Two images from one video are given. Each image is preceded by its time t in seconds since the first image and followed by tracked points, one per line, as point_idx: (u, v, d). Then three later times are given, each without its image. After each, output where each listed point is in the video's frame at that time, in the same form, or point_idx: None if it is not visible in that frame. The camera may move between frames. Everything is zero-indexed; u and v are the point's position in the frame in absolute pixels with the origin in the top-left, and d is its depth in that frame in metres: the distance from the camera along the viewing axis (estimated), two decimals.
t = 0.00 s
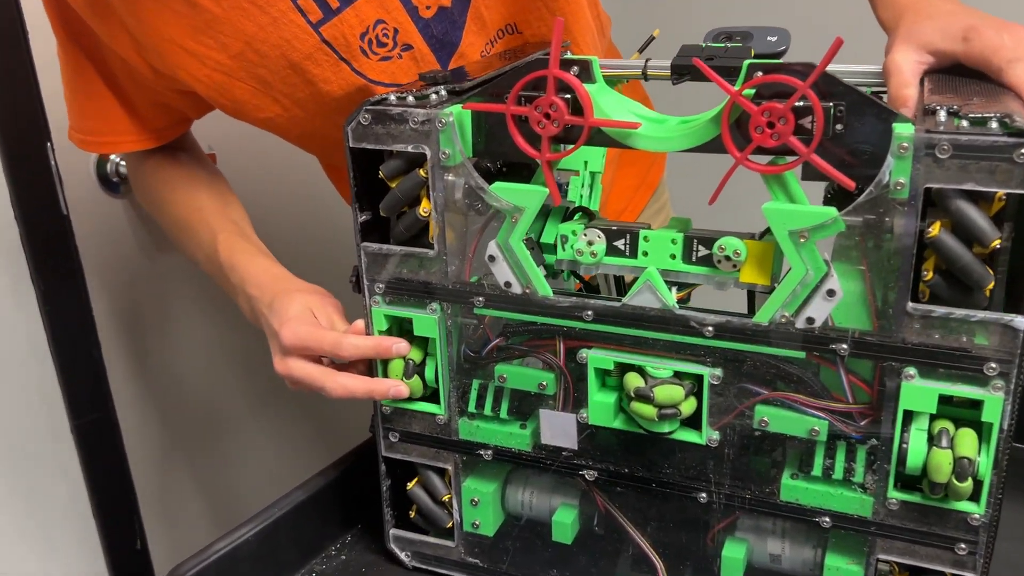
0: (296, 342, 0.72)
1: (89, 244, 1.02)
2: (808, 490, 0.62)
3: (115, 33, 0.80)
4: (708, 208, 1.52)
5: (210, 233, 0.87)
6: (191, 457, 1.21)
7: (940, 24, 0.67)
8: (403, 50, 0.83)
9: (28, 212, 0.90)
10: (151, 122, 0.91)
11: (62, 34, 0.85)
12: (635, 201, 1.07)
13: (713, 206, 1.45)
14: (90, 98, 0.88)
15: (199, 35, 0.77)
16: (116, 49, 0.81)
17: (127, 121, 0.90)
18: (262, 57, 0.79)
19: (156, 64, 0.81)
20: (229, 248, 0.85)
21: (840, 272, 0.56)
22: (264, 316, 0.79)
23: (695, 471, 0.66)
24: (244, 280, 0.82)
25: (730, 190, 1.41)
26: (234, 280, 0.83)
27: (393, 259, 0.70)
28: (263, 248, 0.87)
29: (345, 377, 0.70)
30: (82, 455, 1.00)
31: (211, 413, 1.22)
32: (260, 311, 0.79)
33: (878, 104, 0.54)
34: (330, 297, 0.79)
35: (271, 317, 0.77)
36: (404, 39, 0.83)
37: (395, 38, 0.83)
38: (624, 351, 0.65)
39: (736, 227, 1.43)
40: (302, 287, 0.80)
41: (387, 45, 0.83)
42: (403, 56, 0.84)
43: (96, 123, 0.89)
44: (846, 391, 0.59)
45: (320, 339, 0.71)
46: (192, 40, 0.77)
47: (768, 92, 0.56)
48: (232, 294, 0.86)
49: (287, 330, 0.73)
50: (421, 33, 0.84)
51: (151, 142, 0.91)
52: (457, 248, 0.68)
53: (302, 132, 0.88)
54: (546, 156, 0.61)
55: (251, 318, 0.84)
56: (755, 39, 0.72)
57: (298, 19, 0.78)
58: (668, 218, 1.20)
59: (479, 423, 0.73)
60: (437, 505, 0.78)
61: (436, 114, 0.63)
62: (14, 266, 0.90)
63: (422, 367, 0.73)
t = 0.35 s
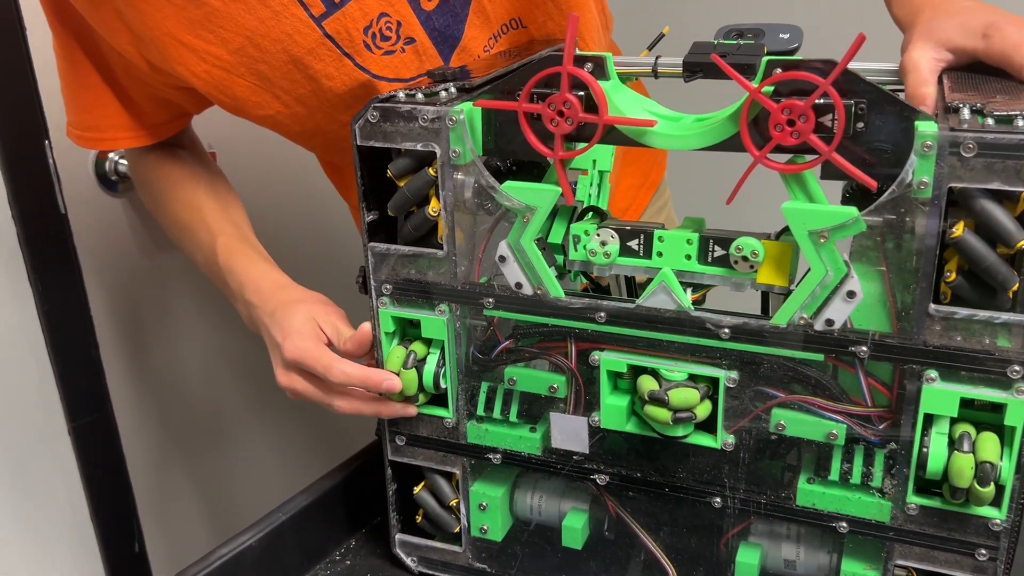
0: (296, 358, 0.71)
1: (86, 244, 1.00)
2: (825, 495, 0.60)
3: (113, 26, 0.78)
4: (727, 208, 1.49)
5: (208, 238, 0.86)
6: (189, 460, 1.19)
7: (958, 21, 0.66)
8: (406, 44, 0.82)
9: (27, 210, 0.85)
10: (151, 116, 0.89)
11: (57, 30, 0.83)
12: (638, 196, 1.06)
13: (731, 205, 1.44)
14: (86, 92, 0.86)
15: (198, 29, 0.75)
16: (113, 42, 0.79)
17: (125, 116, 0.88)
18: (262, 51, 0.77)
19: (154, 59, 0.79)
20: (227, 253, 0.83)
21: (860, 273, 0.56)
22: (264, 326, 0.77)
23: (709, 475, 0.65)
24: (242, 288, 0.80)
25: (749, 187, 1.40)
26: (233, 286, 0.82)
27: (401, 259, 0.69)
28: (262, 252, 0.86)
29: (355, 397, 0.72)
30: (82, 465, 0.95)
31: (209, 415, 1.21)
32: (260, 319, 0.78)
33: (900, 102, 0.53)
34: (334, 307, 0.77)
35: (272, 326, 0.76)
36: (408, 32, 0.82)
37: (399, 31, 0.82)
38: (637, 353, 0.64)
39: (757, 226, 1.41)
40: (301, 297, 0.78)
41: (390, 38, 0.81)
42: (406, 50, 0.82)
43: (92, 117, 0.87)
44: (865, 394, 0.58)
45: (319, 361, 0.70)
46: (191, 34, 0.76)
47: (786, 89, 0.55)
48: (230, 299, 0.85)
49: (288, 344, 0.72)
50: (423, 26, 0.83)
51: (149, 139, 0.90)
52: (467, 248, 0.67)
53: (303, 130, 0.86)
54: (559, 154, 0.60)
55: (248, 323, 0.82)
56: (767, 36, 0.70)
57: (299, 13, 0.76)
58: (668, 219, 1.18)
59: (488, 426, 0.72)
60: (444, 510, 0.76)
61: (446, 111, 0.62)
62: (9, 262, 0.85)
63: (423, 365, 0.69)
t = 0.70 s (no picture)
0: (295, 348, 0.69)
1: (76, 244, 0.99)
2: (824, 493, 0.60)
3: (99, 30, 0.77)
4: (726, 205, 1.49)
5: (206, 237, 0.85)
6: (181, 461, 1.18)
7: (955, 19, 0.66)
8: (398, 47, 0.81)
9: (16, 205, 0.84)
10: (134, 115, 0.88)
11: (41, 34, 0.82)
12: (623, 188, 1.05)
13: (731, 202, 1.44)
14: (72, 96, 0.86)
15: (186, 31, 0.75)
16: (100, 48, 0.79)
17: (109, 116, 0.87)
18: (251, 54, 0.77)
19: (142, 63, 0.78)
20: (229, 249, 0.82)
21: (861, 271, 0.56)
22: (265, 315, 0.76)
23: (708, 474, 0.65)
24: (244, 281, 0.80)
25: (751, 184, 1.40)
26: (234, 280, 0.81)
27: (400, 257, 0.68)
28: (263, 245, 0.85)
29: (356, 380, 0.69)
30: (73, 465, 0.94)
31: (201, 416, 1.20)
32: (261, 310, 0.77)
33: (902, 100, 0.53)
34: (332, 301, 0.76)
35: (272, 320, 0.74)
36: (399, 36, 0.81)
37: (390, 34, 0.81)
38: (637, 351, 0.64)
39: (757, 225, 1.42)
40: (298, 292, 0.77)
41: (382, 42, 0.81)
42: (398, 53, 0.82)
43: (79, 120, 0.86)
44: (865, 392, 0.58)
45: (322, 346, 0.68)
46: (180, 37, 0.75)
47: (787, 86, 0.55)
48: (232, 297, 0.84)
49: (286, 335, 0.70)
50: (416, 29, 0.82)
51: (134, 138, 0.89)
52: (465, 245, 0.66)
53: (293, 135, 0.85)
54: (559, 151, 0.59)
55: (252, 318, 0.82)
56: (766, 34, 0.70)
57: (290, 16, 0.75)
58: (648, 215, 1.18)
59: (485, 425, 0.71)
60: (441, 509, 0.76)
61: (446, 107, 0.62)
62: None
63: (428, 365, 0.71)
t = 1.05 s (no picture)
0: (287, 355, 0.69)
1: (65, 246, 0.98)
2: (818, 494, 0.60)
3: (79, 30, 0.75)
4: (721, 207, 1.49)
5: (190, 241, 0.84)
6: (167, 464, 1.18)
7: (948, 21, 0.66)
8: (384, 48, 0.81)
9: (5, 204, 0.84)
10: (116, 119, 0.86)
11: (17, 34, 0.79)
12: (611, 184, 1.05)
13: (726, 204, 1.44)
14: (50, 97, 0.83)
15: (168, 32, 0.74)
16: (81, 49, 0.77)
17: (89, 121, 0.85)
18: (234, 57, 0.76)
19: (123, 65, 0.77)
20: (215, 255, 0.82)
21: (855, 272, 0.55)
22: (254, 326, 0.75)
23: (703, 475, 0.65)
24: (229, 289, 0.79)
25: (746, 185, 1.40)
26: (221, 288, 0.80)
27: (394, 258, 0.68)
28: (248, 251, 0.85)
29: (350, 384, 0.68)
30: (61, 467, 0.93)
31: (187, 419, 1.19)
32: (249, 317, 0.76)
33: (897, 101, 0.53)
34: (324, 309, 0.76)
35: (261, 328, 0.74)
36: (385, 36, 0.81)
37: (376, 35, 0.81)
38: (632, 352, 0.64)
39: (752, 226, 1.42)
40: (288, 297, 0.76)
41: (367, 43, 0.80)
42: (383, 54, 0.82)
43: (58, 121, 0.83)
44: (859, 393, 0.58)
45: (315, 352, 0.68)
46: (161, 37, 0.74)
47: (782, 88, 0.55)
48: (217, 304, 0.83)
49: (278, 342, 0.69)
50: (401, 30, 0.82)
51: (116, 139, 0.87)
52: (459, 246, 0.66)
53: (279, 138, 0.84)
54: (554, 152, 0.59)
55: (237, 327, 0.81)
56: (759, 35, 0.71)
57: (274, 17, 0.75)
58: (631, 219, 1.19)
59: (479, 426, 0.71)
60: (434, 510, 0.75)
61: (440, 108, 0.61)
62: None
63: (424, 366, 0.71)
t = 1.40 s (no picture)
0: (285, 350, 0.68)
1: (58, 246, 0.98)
2: (814, 494, 0.60)
3: None
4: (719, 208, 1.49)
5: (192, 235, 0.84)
6: (163, 464, 1.17)
7: (944, 21, 0.66)
8: (370, 22, 0.82)
9: None
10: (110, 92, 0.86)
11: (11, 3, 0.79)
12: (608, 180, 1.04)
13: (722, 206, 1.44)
14: (43, 65, 0.83)
15: None
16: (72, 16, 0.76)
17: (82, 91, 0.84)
18: (223, 17, 0.77)
19: (113, 33, 0.77)
20: (217, 250, 0.81)
21: (852, 273, 0.56)
22: (253, 322, 0.75)
23: (699, 476, 0.65)
24: (233, 285, 0.78)
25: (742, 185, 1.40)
26: (221, 284, 0.80)
27: (390, 258, 0.67)
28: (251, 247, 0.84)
29: (346, 380, 0.68)
30: (54, 468, 0.92)
31: (182, 419, 1.18)
32: (250, 316, 0.76)
33: (893, 102, 0.53)
34: (322, 307, 0.76)
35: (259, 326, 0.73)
36: (372, 10, 0.82)
37: (363, 9, 0.82)
38: (629, 353, 0.63)
39: (752, 226, 1.42)
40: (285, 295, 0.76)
41: (354, 15, 0.82)
42: (370, 28, 0.82)
43: (50, 89, 0.83)
44: (856, 393, 0.58)
45: (312, 348, 0.67)
46: None
47: (779, 88, 0.55)
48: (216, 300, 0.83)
49: (276, 337, 0.69)
50: (389, 7, 0.84)
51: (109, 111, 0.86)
52: (456, 247, 0.66)
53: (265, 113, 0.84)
54: (551, 152, 0.59)
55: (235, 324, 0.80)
56: (755, 36, 0.70)
57: None
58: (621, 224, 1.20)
59: (475, 427, 0.71)
60: (431, 511, 0.75)
61: (437, 108, 0.61)
62: None
63: (420, 367, 0.71)
